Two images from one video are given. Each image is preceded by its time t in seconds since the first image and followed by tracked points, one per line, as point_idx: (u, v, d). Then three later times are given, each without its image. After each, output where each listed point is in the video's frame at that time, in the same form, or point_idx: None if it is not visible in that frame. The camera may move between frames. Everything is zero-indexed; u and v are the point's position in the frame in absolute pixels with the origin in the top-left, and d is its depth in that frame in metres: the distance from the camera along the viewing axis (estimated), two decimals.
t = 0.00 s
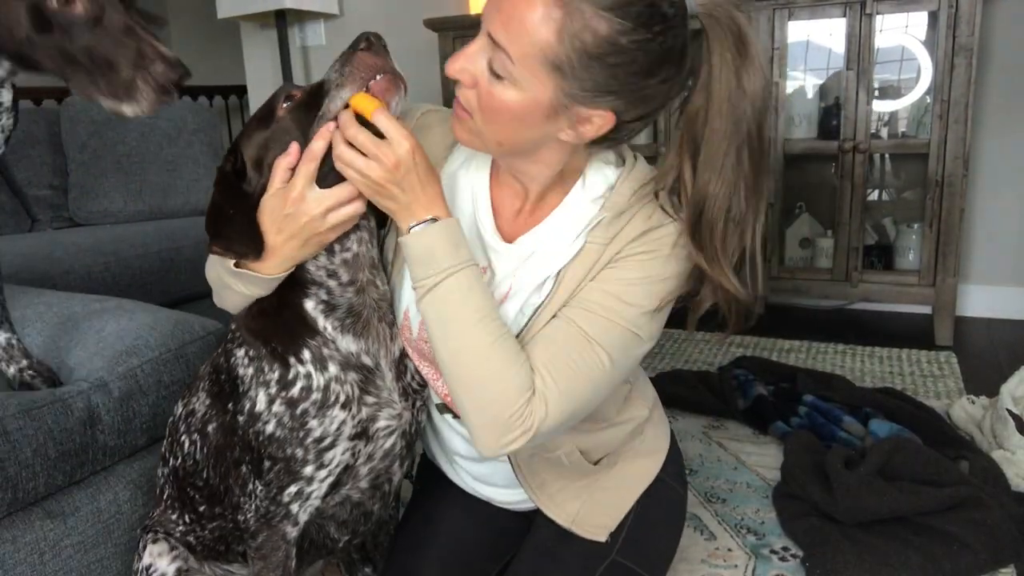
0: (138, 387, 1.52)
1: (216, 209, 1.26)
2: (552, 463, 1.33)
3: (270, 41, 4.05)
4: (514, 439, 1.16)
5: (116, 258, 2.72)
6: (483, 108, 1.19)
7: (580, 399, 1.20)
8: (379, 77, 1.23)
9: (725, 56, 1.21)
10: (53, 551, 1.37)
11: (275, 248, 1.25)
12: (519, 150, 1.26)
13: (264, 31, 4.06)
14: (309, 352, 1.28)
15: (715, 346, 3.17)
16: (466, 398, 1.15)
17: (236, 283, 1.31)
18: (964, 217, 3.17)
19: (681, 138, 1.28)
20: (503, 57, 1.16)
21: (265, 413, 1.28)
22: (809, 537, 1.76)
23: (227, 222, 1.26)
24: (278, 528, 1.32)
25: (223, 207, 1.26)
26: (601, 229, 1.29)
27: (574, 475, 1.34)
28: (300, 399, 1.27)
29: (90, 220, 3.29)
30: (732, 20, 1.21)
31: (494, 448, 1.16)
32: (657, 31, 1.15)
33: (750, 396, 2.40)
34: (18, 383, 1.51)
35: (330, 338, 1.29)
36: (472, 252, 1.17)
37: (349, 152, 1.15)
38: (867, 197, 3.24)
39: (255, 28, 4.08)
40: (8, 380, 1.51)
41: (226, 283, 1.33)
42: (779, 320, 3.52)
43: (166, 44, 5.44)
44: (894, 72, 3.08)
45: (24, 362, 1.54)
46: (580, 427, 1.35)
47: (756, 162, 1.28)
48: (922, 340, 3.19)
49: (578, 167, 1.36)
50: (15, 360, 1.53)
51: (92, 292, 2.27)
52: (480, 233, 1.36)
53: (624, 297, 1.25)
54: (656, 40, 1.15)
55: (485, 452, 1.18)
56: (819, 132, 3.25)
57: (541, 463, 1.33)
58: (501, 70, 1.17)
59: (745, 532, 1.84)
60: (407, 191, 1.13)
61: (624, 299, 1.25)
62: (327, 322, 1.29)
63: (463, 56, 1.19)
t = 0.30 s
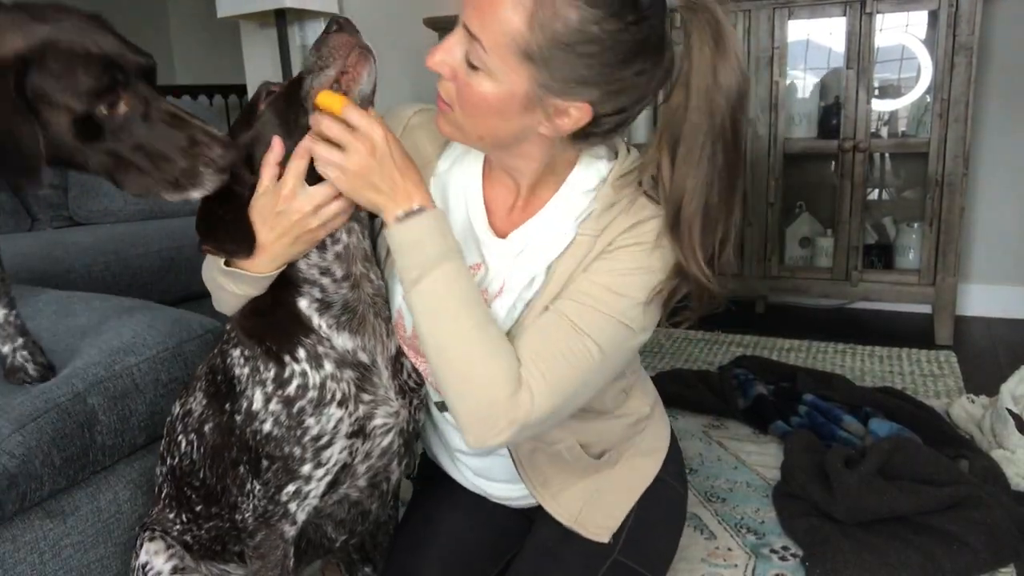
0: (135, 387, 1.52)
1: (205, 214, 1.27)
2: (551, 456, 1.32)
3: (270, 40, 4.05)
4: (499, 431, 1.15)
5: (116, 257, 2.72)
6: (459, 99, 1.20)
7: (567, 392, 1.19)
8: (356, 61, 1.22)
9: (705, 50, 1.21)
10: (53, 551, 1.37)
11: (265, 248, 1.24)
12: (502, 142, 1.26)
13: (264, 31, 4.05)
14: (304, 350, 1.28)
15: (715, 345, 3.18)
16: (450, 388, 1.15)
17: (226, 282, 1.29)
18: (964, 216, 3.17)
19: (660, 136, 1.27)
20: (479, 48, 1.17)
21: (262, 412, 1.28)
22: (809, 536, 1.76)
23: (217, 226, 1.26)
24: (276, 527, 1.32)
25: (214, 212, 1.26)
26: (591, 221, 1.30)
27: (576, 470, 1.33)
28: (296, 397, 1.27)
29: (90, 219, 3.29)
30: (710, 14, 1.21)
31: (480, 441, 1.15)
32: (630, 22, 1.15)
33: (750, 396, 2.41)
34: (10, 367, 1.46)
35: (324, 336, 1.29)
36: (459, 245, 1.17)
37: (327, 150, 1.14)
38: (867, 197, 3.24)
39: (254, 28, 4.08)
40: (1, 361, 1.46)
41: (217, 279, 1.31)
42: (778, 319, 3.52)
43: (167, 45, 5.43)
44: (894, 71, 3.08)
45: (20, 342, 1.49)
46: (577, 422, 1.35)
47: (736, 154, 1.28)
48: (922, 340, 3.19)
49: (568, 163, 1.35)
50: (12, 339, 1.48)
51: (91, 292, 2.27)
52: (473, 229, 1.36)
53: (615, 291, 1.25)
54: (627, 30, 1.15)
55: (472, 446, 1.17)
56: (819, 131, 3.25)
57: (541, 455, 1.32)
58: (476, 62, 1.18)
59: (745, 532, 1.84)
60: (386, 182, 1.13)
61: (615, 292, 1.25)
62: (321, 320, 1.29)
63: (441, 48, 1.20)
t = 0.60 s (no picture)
0: (135, 387, 1.52)
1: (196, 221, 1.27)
2: (552, 450, 1.31)
3: (270, 41, 4.10)
4: (481, 414, 1.15)
5: (116, 257, 2.72)
6: (434, 70, 1.23)
7: (551, 375, 1.18)
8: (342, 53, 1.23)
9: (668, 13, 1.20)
10: (53, 550, 1.37)
11: (262, 258, 1.25)
12: (478, 115, 1.27)
13: (264, 31, 4.10)
14: (299, 352, 1.28)
15: (715, 346, 3.18)
16: (433, 373, 1.16)
17: (223, 288, 1.31)
18: (964, 217, 3.17)
19: (629, 108, 1.26)
20: (446, 13, 1.20)
21: (262, 412, 1.28)
22: (809, 536, 1.76)
23: (206, 230, 1.27)
24: (279, 525, 1.32)
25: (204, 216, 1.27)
26: (578, 202, 1.28)
27: (579, 468, 1.33)
28: (295, 397, 1.27)
29: (90, 220, 3.28)
30: None
31: (465, 425, 1.15)
32: None
33: (750, 396, 2.41)
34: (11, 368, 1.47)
35: (319, 337, 1.29)
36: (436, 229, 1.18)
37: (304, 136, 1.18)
38: (867, 197, 3.24)
39: (255, 28, 4.12)
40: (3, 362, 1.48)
41: (216, 285, 1.32)
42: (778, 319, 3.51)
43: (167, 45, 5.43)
44: (895, 71, 3.08)
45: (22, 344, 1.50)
46: (578, 415, 1.34)
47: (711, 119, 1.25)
48: (922, 340, 3.19)
49: (552, 142, 1.35)
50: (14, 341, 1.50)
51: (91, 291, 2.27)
52: (462, 211, 1.37)
53: (601, 272, 1.23)
54: None
55: (458, 432, 1.18)
56: (819, 132, 3.25)
57: (542, 450, 1.31)
58: (444, 28, 1.20)
59: (745, 532, 1.84)
60: (360, 165, 1.16)
61: (605, 275, 1.23)
62: (317, 323, 1.29)
63: (417, 20, 1.24)
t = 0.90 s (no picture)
0: (134, 387, 1.52)
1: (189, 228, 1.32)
2: (552, 453, 1.32)
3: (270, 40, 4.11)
4: (477, 417, 1.16)
5: (116, 257, 2.72)
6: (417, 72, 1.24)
7: (545, 377, 1.18)
8: (342, 60, 1.26)
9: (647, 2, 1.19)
10: (53, 550, 1.37)
11: (254, 264, 1.25)
12: (465, 116, 1.28)
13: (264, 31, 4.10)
14: (293, 353, 1.28)
15: (715, 346, 3.18)
16: (431, 379, 1.17)
17: (220, 292, 1.35)
18: (964, 217, 3.17)
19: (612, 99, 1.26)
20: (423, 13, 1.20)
21: (257, 412, 1.29)
22: (809, 536, 1.76)
23: (195, 236, 1.32)
24: (275, 525, 1.32)
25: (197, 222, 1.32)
26: (571, 203, 1.28)
27: (583, 469, 1.33)
28: (289, 398, 1.27)
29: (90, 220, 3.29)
30: None
31: (463, 430, 1.17)
32: None
33: (750, 396, 2.41)
34: (13, 372, 1.51)
35: (314, 339, 1.29)
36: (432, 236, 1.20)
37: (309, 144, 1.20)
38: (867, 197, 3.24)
39: (255, 27, 4.13)
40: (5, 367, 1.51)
41: (216, 291, 1.35)
42: (779, 320, 3.52)
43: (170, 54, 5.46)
44: (895, 72, 3.08)
45: (22, 349, 1.53)
46: (580, 416, 1.34)
47: (687, 107, 1.24)
48: (922, 340, 3.19)
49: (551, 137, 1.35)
50: (13, 347, 1.53)
51: (91, 291, 2.27)
52: (459, 212, 1.37)
53: (593, 271, 1.22)
54: None
55: (459, 436, 1.19)
56: (819, 132, 3.25)
57: (542, 451, 1.32)
58: (422, 28, 1.21)
59: (745, 532, 1.84)
60: (365, 176, 1.18)
61: (602, 274, 1.21)
62: (312, 325, 1.29)
63: (399, 23, 1.25)
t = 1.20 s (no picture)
0: (135, 388, 1.52)
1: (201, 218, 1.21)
2: (562, 460, 1.31)
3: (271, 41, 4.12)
4: (469, 420, 1.16)
5: (116, 257, 2.72)
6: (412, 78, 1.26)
7: (542, 384, 1.17)
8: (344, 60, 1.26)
9: None
10: (53, 550, 1.37)
11: (263, 276, 1.24)
12: (460, 125, 1.30)
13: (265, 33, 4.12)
14: (299, 360, 1.27)
15: (715, 346, 3.18)
16: (428, 383, 1.17)
17: (223, 301, 1.31)
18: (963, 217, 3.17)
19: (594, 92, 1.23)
20: (411, 21, 1.22)
21: (262, 417, 1.28)
22: (809, 537, 1.77)
23: (207, 230, 1.21)
24: (281, 526, 1.32)
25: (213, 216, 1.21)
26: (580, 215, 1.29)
27: (593, 476, 1.33)
28: (296, 403, 1.27)
29: (90, 219, 3.29)
30: None
31: (457, 432, 1.17)
32: None
33: (750, 396, 2.41)
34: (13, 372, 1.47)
35: (321, 344, 1.28)
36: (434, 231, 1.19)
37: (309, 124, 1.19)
38: (867, 197, 3.24)
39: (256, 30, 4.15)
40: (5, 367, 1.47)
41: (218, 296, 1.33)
42: (780, 320, 3.52)
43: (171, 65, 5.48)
44: (895, 72, 3.08)
45: (24, 349, 1.50)
46: (591, 424, 1.34)
47: (667, 97, 1.20)
48: (922, 340, 3.19)
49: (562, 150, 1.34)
50: (15, 346, 1.50)
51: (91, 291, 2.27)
52: (470, 221, 1.37)
53: (598, 279, 1.21)
54: None
55: (454, 439, 1.19)
56: (819, 132, 3.25)
57: (551, 456, 1.31)
58: (413, 35, 1.23)
59: (745, 532, 1.84)
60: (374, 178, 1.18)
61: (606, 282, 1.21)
62: (321, 329, 1.28)
63: (395, 37, 1.27)
